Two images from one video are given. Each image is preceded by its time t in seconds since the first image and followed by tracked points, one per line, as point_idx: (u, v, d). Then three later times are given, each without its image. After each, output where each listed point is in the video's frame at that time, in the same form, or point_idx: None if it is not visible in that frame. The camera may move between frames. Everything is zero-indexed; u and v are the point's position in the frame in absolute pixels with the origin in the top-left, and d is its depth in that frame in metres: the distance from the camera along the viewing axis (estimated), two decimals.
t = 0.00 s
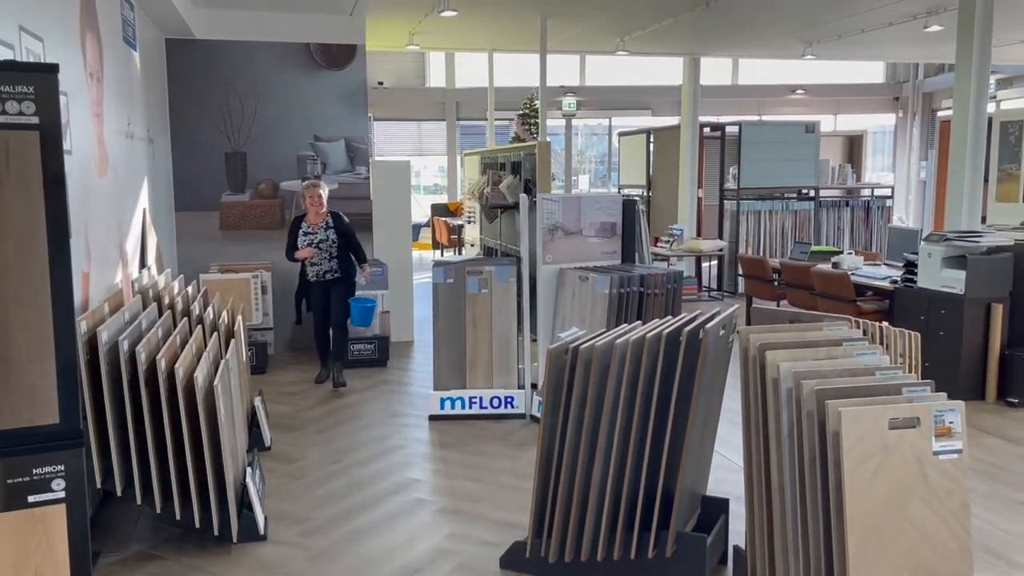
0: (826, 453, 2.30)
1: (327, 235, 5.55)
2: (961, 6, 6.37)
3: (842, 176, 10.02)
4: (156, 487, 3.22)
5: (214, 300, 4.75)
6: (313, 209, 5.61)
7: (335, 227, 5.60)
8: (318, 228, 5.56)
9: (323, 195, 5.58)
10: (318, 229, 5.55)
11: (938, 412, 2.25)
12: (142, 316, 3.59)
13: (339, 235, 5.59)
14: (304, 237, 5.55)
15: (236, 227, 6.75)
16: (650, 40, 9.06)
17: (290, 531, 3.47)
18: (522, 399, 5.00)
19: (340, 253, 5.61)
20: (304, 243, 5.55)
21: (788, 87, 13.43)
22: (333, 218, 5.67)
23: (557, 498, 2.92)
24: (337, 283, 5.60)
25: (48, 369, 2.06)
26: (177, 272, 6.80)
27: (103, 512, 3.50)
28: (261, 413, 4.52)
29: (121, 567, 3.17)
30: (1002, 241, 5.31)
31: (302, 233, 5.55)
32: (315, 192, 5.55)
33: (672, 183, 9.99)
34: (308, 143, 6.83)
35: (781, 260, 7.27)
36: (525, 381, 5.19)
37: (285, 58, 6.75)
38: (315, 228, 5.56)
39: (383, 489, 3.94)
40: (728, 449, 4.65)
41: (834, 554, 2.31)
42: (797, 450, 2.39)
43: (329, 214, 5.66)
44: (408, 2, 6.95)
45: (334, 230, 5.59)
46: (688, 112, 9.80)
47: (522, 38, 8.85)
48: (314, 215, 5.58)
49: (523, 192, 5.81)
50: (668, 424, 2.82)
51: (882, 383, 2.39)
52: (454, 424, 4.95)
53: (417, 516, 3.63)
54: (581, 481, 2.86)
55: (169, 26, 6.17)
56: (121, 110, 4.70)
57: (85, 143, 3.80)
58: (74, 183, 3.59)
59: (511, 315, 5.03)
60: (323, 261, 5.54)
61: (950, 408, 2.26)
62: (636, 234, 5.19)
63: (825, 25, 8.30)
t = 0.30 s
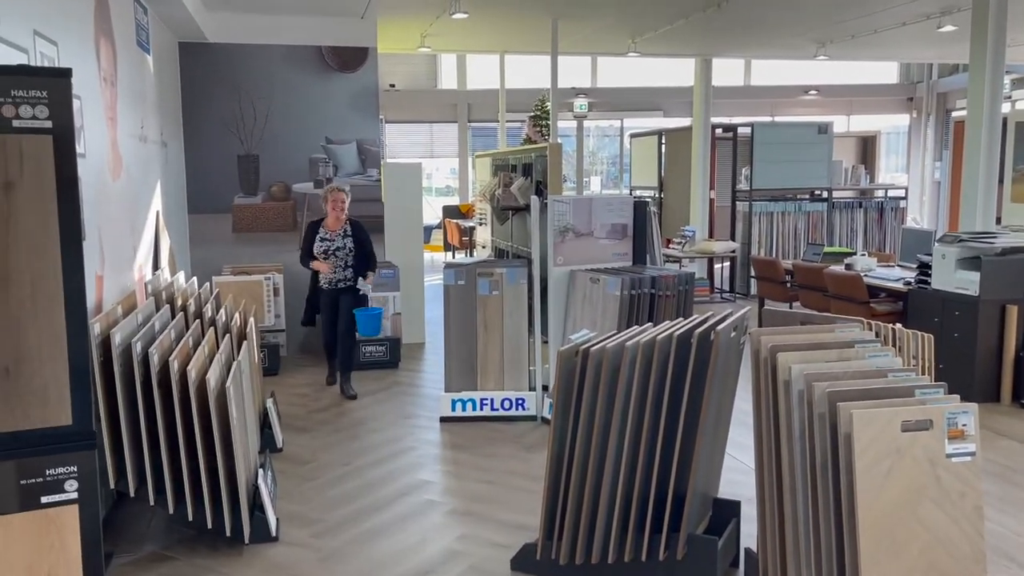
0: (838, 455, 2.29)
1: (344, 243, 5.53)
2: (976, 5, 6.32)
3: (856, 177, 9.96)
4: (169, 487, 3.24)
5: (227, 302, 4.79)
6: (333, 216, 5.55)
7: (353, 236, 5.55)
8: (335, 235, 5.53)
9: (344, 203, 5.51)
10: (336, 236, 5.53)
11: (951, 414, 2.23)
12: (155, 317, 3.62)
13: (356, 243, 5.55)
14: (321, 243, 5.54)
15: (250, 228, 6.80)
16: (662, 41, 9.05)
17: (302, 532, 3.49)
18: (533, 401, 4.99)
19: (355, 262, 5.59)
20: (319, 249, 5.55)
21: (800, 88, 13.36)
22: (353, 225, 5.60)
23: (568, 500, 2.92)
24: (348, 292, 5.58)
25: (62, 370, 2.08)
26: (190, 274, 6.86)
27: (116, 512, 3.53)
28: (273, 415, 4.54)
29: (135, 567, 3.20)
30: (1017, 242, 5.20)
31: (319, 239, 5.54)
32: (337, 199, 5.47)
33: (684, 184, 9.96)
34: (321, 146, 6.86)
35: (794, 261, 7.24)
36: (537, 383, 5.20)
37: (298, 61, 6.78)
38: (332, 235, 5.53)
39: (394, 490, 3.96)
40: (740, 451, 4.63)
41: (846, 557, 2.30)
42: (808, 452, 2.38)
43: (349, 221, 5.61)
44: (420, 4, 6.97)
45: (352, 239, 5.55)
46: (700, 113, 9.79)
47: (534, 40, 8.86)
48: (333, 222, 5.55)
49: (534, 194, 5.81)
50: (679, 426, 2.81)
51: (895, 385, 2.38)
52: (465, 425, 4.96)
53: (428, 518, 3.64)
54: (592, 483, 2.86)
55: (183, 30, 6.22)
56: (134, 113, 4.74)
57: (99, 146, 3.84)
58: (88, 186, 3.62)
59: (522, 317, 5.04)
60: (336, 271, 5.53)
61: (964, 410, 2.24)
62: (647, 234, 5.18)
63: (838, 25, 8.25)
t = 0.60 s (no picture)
0: (845, 457, 2.28)
1: (361, 245, 5.45)
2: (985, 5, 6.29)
3: (865, 177, 9.93)
4: (177, 488, 3.26)
5: (235, 304, 4.81)
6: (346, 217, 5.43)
7: (369, 235, 5.47)
8: (352, 238, 5.44)
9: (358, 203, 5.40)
10: (353, 239, 5.43)
11: (958, 416, 2.22)
12: (164, 320, 3.65)
13: (373, 244, 5.49)
14: (339, 246, 5.42)
15: (257, 232, 6.84)
16: (669, 42, 9.05)
17: (310, 533, 3.50)
18: (541, 402, 5.00)
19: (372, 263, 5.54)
20: (337, 253, 5.41)
21: (809, 88, 13.31)
22: (365, 225, 5.53)
23: (574, 502, 2.92)
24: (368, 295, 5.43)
25: (68, 373, 2.10)
26: (199, 275, 6.88)
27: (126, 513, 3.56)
28: (281, 416, 4.56)
29: (142, 568, 3.22)
30: None
31: (336, 242, 5.41)
32: (351, 201, 5.35)
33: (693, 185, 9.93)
34: (329, 148, 6.90)
35: (803, 262, 7.21)
36: (544, 385, 5.20)
37: (305, 64, 6.81)
38: (349, 238, 5.43)
39: (402, 491, 3.97)
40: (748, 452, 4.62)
41: (854, 560, 2.29)
42: (815, 454, 2.37)
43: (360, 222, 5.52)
44: (427, 6, 6.99)
45: (368, 239, 5.47)
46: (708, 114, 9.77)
47: (542, 42, 8.87)
48: (348, 224, 5.38)
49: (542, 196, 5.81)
50: (686, 428, 2.81)
51: (902, 387, 2.37)
52: (473, 427, 4.97)
53: (435, 519, 3.65)
54: (598, 484, 2.86)
55: (192, 33, 6.25)
56: (143, 116, 4.77)
57: (108, 149, 3.86)
58: (98, 189, 3.65)
59: (529, 318, 5.04)
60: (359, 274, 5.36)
61: (972, 411, 2.23)
62: (654, 234, 5.18)
63: (847, 25, 8.22)
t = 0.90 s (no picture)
0: (847, 456, 2.27)
1: (371, 248, 5.16)
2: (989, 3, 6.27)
3: (869, 176, 9.90)
4: (179, 487, 3.27)
5: (238, 304, 4.82)
6: (353, 221, 5.13)
7: (377, 239, 5.21)
8: (360, 242, 5.14)
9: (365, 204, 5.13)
10: (362, 242, 5.13)
11: (962, 414, 2.20)
12: (166, 320, 3.65)
13: (382, 248, 5.21)
14: (348, 251, 5.09)
15: (260, 232, 6.86)
16: (673, 41, 9.04)
17: (314, 533, 3.51)
18: (544, 402, 5.02)
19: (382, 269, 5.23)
20: (347, 258, 5.09)
21: (813, 87, 13.29)
22: (371, 229, 5.25)
23: (576, 502, 2.92)
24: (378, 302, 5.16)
25: (66, 373, 2.10)
26: (203, 276, 6.90)
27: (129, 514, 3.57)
28: (285, 416, 4.57)
29: (145, 569, 3.22)
30: None
31: (345, 247, 5.08)
32: (358, 203, 5.06)
33: (696, 184, 9.90)
34: (332, 149, 6.91)
35: (807, 261, 7.19)
36: (547, 385, 5.20)
37: (308, 64, 6.82)
38: (358, 242, 5.13)
39: (405, 491, 3.97)
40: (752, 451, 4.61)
41: (856, 559, 2.28)
42: (817, 453, 2.36)
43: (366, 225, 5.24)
44: (430, 7, 6.99)
45: (377, 243, 5.20)
46: (711, 113, 9.75)
47: (545, 42, 8.87)
48: (355, 227, 5.12)
49: (544, 195, 5.81)
50: (687, 427, 2.80)
51: (904, 385, 2.35)
52: (476, 427, 4.97)
53: (438, 519, 3.64)
54: (600, 484, 2.85)
55: (195, 33, 6.26)
56: (146, 118, 4.79)
57: (110, 149, 3.87)
58: (100, 190, 3.66)
59: (532, 318, 5.04)
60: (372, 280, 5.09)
61: (975, 410, 2.20)
62: (657, 233, 5.17)
63: (851, 23, 8.19)
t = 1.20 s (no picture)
0: (849, 454, 2.27)
1: (388, 249, 5.06)
2: None
3: (870, 174, 9.90)
4: (179, 487, 3.27)
5: (239, 304, 4.83)
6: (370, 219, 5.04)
7: (395, 239, 5.11)
8: (377, 241, 5.04)
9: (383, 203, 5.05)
10: (378, 242, 5.04)
11: (962, 412, 2.20)
12: (166, 320, 3.65)
13: (399, 249, 5.11)
14: (364, 250, 5.01)
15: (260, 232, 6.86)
16: (673, 39, 9.02)
17: (314, 533, 3.51)
18: (544, 401, 5.01)
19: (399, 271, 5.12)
20: (362, 257, 5.01)
21: (813, 85, 13.29)
22: (389, 229, 5.16)
23: (576, 501, 2.91)
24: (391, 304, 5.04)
25: (64, 372, 2.10)
26: (203, 276, 6.90)
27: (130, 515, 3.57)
28: (285, 416, 4.57)
29: (145, 569, 3.22)
30: None
31: (361, 247, 5.00)
32: (374, 202, 4.96)
33: (696, 183, 9.89)
34: (331, 148, 6.90)
35: (807, 259, 7.19)
36: (548, 384, 5.20)
37: (307, 64, 6.82)
38: (375, 242, 5.04)
39: (405, 491, 3.97)
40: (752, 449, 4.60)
41: (857, 557, 2.27)
42: (817, 451, 2.36)
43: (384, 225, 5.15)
44: (430, 6, 6.98)
45: (394, 243, 5.10)
46: (711, 112, 9.75)
47: (544, 40, 8.87)
48: (372, 226, 5.03)
49: (544, 194, 5.81)
50: (687, 426, 2.80)
51: (905, 383, 2.35)
52: (476, 426, 4.97)
53: (439, 519, 3.64)
54: (601, 482, 2.85)
55: (194, 33, 6.26)
56: (146, 118, 4.80)
57: (109, 149, 3.87)
58: (99, 190, 3.66)
59: (532, 316, 5.04)
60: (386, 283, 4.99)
61: (976, 407, 2.19)
62: (657, 232, 5.17)
63: (852, 21, 8.18)
